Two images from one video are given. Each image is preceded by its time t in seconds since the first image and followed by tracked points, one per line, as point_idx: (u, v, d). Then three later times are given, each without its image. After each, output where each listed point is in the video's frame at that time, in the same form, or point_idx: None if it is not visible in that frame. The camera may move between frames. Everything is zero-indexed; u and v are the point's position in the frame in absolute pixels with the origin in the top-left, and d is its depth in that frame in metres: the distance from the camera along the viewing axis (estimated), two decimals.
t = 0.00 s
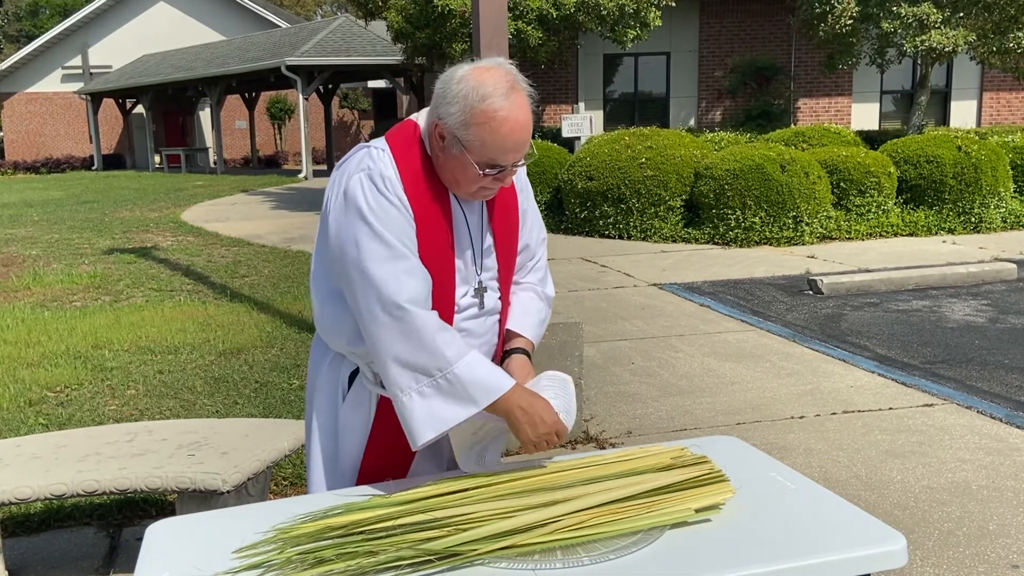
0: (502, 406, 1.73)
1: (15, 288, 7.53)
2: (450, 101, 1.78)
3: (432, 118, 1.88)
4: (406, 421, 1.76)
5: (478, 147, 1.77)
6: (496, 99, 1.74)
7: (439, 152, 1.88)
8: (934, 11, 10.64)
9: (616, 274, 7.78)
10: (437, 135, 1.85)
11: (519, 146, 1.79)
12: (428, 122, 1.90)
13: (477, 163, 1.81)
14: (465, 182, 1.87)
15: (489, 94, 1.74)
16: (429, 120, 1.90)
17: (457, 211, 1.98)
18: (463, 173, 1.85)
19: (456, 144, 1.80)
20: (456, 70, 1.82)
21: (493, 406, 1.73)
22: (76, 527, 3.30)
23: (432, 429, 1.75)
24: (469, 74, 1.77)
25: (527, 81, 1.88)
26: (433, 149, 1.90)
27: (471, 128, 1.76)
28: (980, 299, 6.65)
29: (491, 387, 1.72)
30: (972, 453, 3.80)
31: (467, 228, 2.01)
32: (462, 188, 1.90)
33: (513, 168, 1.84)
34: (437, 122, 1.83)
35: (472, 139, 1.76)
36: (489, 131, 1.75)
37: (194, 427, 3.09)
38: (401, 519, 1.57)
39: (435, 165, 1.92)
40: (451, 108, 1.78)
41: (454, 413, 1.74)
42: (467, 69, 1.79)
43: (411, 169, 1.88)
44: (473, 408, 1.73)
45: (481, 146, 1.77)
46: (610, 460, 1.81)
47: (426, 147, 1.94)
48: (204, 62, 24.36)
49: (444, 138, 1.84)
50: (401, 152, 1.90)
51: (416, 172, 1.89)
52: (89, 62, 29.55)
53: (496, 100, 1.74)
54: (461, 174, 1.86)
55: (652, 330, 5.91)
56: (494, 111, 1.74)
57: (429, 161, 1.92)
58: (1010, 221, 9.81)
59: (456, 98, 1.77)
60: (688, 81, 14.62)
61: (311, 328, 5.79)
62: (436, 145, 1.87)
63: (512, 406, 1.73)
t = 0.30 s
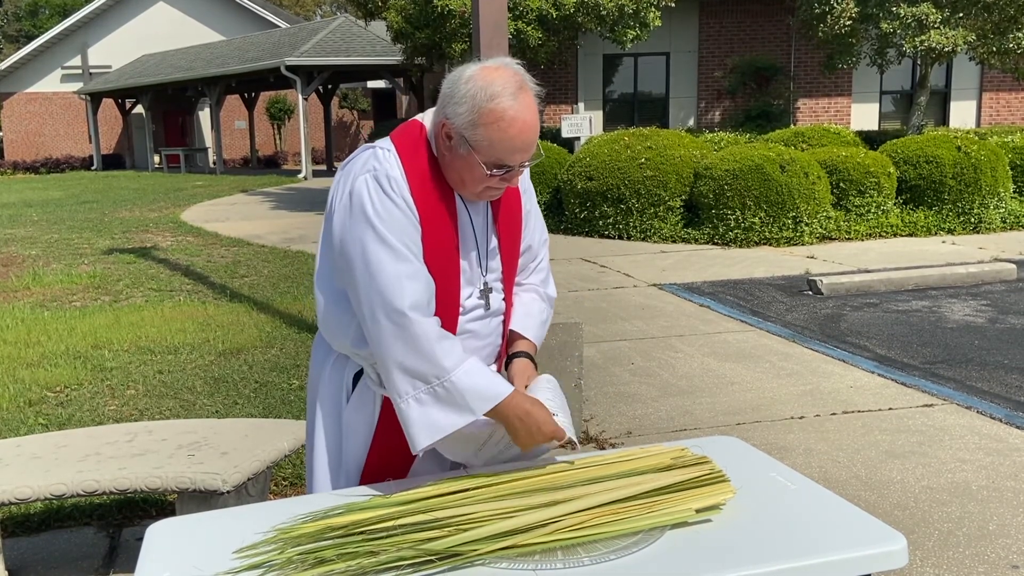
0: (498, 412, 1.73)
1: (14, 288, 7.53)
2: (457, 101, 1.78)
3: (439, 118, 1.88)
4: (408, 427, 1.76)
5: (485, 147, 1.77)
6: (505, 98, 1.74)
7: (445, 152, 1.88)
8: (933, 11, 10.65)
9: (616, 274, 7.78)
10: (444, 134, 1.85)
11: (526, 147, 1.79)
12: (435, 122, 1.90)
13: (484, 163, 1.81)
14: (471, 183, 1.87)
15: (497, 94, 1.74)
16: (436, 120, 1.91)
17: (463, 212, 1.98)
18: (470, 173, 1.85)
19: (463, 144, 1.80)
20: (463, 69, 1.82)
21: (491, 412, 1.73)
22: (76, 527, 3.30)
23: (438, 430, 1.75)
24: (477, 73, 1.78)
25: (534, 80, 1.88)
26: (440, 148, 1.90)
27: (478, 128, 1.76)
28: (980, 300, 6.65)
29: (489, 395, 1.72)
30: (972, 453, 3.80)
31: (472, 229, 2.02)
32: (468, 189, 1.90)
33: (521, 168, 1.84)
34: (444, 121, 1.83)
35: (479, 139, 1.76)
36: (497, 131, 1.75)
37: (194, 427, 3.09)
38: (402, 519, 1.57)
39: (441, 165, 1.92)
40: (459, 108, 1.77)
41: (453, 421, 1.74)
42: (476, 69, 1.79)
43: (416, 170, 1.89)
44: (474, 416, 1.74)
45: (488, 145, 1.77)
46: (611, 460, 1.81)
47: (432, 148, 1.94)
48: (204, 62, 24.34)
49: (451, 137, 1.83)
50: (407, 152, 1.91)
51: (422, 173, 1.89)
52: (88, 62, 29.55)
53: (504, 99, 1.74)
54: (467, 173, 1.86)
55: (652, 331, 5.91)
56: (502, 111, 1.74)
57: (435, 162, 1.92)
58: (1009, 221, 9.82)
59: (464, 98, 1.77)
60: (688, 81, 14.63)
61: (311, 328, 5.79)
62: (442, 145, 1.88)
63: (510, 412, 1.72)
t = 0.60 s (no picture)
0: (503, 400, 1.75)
1: (14, 288, 7.53)
2: (461, 98, 1.78)
3: (441, 115, 1.87)
4: (409, 425, 1.76)
5: (490, 144, 1.77)
6: (508, 94, 1.74)
7: (447, 150, 1.88)
8: (933, 11, 10.64)
9: (616, 274, 7.77)
10: (446, 132, 1.85)
11: (530, 144, 1.79)
12: (437, 120, 1.90)
13: (487, 160, 1.80)
14: (473, 181, 1.87)
15: (501, 90, 1.74)
16: (438, 119, 1.91)
17: (463, 210, 1.98)
18: (473, 171, 1.85)
19: (466, 141, 1.80)
20: (466, 67, 1.82)
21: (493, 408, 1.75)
22: (76, 527, 3.30)
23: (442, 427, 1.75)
24: (480, 70, 1.78)
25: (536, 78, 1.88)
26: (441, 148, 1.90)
27: (483, 124, 1.75)
28: (980, 300, 6.65)
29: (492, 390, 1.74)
30: (972, 454, 3.80)
31: (473, 229, 2.02)
32: (470, 187, 1.90)
33: (523, 165, 1.84)
34: (446, 118, 1.83)
35: (483, 135, 1.76)
36: (501, 126, 1.75)
37: (194, 427, 3.09)
38: (402, 520, 1.56)
39: (442, 165, 1.92)
40: (462, 105, 1.77)
41: (454, 418, 1.75)
42: (478, 66, 1.80)
43: (417, 170, 1.89)
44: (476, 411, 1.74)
45: (492, 141, 1.76)
46: (611, 461, 1.81)
47: (433, 148, 1.94)
48: (204, 62, 24.33)
49: (454, 135, 1.83)
50: (407, 153, 1.90)
51: (423, 173, 1.89)
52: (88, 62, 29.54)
53: (508, 96, 1.74)
54: (469, 171, 1.86)
55: (652, 331, 5.91)
56: (506, 107, 1.74)
57: (436, 161, 1.93)
58: (1009, 222, 9.82)
59: (468, 95, 1.77)
60: (688, 81, 14.63)
61: (311, 328, 5.80)
62: (444, 143, 1.87)
63: (518, 399, 1.75)
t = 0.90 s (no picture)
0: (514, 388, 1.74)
1: (13, 287, 7.53)
2: (467, 98, 1.77)
3: (445, 115, 1.86)
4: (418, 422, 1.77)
5: (497, 145, 1.77)
6: (516, 96, 1.74)
7: (451, 150, 1.87)
8: (933, 12, 10.65)
9: (615, 275, 7.77)
10: (451, 132, 1.84)
11: (536, 144, 1.79)
12: (440, 120, 1.89)
13: (493, 160, 1.80)
14: (476, 180, 1.87)
15: (509, 91, 1.74)
16: (441, 118, 1.90)
17: (463, 208, 1.98)
18: (477, 170, 1.85)
19: (473, 141, 1.79)
20: (471, 67, 1.82)
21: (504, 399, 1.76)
22: (75, 527, 3.30)
23: (448, 424, 1.76)
24: (486, 71, 1.77)
25: (540, 77, 1.88)
26: (445, 149, 1.90)
27: (490, 125, 1.75)
28: (979, 301, 6.66)
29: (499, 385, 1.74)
30: (972, 455, 3.80)
31: (473, 228, 2.01)
32: (473, 186, 1.90)
33: (527, 166, 1.84)
34: (452, 117, 1.82)
35: (490, 136, 1.76)
36: (510, 126, 1.75)
37: (193, 427, 3.09)
38: (403, 520, 1.56)
39: (445, 165, 1.92)
40: (469, 104, 1.77)
41: (457, 419, 1.75)
42: (485, 65, 1.79)
43: (419, 170, 1.89)
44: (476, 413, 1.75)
45: (500, 143, 1.76)
46: (612, 460, 1.81)
47: (435, 148, 1.94)
48: (203, 62, 24.32)
49: (459, 134, 1.82)
50: (408, 154, 1.90)
51: (424, 174, 1.89)
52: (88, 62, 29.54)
53: (515, 98, 1.74)
54: (474, 171, 1.85)
55: (651, 331, 5.91)
56: (514, 108, 1.74)
57: (438, 161, 1.93)
58: (1009, 222, 9.82)
59: (475, 95, 1.76)
60: (688, 82, 14.64)
61: (310, 328, 5.80)
62: (449, 143, 1.87)
63: (525, 385, 1.74)
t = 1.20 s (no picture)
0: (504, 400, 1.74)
1: (13, 287, 7.53)
2: (467, 99, 1.77)
3: (444, 114, 1.86)
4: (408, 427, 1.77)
5: (495, 146, 1.77)
6: (516, 97, 1.74)
7: (450, 150, 1.87)
8: (933, 12, 10.65)
9: (615, 275, 7.77)
10: (450, 131, 1.84)
11: (534, 145, 1.79)
12: (439, 119, 1.89)
13: (492, 161, 1.80)
14: (475, 180, 1.87)
15: (509, 93, 1.74)
16: (440, 118, 1.90)
17: (463, 208, 1.98)
18: (475, 170, 1.85)
19: (472, 141, 1.79)
20: (471, 67, 1.81)
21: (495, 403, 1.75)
22: (75, 527, 3.30)
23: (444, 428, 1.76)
24: (486, 72, 1.77)
25: (540, 78, 1.88)
26: (443, 149, 1.90)
27: (489, 126, 1.75)
28: (979, 301, 6.66)
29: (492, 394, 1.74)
30: (972, 455, 3.80)
31: (472, 227, 2.01)
32: (471, 185, 1.90)
33: (526, 166, 1.85)
34: (451, 117, 1.81)
35: (490, 136, 1.76)
36: (508, 127, 1.75)
37: (193, 427, 3.08)
38: (402, 520, 1.56)
39: (443, 165, 1.92)
40: (469, 105, 1.76)
41: (452, 422, 1.75)
42: (484, 66, 1.79)
43: (418, 169, 1.88)
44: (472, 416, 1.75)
45: (499, 144, 1.76)
46: (611, 461, 1.81)
47: (434, 147, 1.93)
48: (203, 62, 24.32)
49: (458, 134, 1.82)
50: (407, 153, 1.90)
51: (423, 173, 1.88)
52: (88, 62, 29.54)
53: (515, 99, 1.74)
54: (473, 171, 1.85)
55: (651, 331, 5.91)
56: (513, 109, 1.74)
57: (437, 160, 1.92)
58: (1009, 223, 9.82)
59: (474, 96, 1.76)
60: (688, 82, 14.64)
61: (310, 328, 5.79)
62: (447, 143, 1.87)
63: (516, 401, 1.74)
